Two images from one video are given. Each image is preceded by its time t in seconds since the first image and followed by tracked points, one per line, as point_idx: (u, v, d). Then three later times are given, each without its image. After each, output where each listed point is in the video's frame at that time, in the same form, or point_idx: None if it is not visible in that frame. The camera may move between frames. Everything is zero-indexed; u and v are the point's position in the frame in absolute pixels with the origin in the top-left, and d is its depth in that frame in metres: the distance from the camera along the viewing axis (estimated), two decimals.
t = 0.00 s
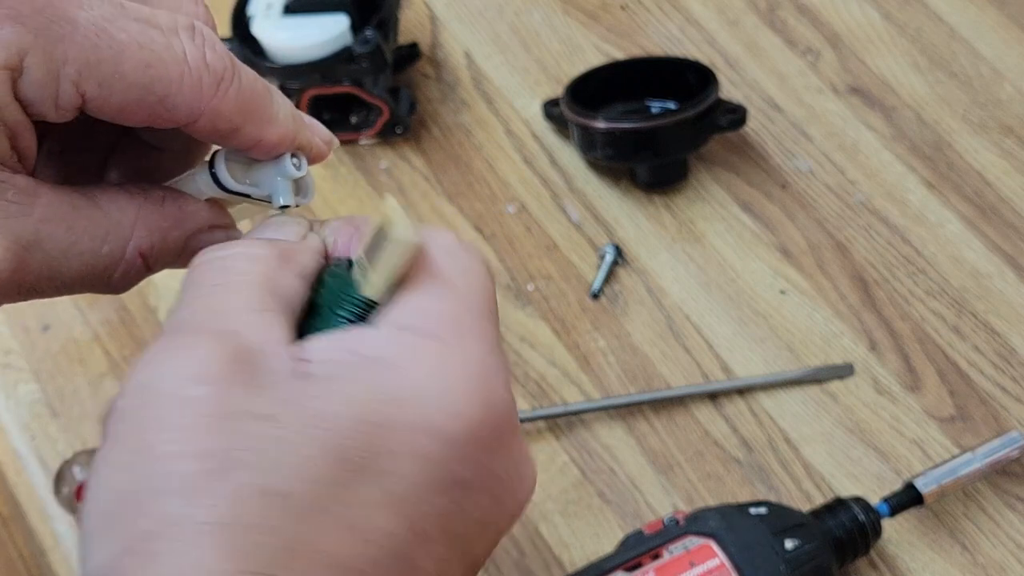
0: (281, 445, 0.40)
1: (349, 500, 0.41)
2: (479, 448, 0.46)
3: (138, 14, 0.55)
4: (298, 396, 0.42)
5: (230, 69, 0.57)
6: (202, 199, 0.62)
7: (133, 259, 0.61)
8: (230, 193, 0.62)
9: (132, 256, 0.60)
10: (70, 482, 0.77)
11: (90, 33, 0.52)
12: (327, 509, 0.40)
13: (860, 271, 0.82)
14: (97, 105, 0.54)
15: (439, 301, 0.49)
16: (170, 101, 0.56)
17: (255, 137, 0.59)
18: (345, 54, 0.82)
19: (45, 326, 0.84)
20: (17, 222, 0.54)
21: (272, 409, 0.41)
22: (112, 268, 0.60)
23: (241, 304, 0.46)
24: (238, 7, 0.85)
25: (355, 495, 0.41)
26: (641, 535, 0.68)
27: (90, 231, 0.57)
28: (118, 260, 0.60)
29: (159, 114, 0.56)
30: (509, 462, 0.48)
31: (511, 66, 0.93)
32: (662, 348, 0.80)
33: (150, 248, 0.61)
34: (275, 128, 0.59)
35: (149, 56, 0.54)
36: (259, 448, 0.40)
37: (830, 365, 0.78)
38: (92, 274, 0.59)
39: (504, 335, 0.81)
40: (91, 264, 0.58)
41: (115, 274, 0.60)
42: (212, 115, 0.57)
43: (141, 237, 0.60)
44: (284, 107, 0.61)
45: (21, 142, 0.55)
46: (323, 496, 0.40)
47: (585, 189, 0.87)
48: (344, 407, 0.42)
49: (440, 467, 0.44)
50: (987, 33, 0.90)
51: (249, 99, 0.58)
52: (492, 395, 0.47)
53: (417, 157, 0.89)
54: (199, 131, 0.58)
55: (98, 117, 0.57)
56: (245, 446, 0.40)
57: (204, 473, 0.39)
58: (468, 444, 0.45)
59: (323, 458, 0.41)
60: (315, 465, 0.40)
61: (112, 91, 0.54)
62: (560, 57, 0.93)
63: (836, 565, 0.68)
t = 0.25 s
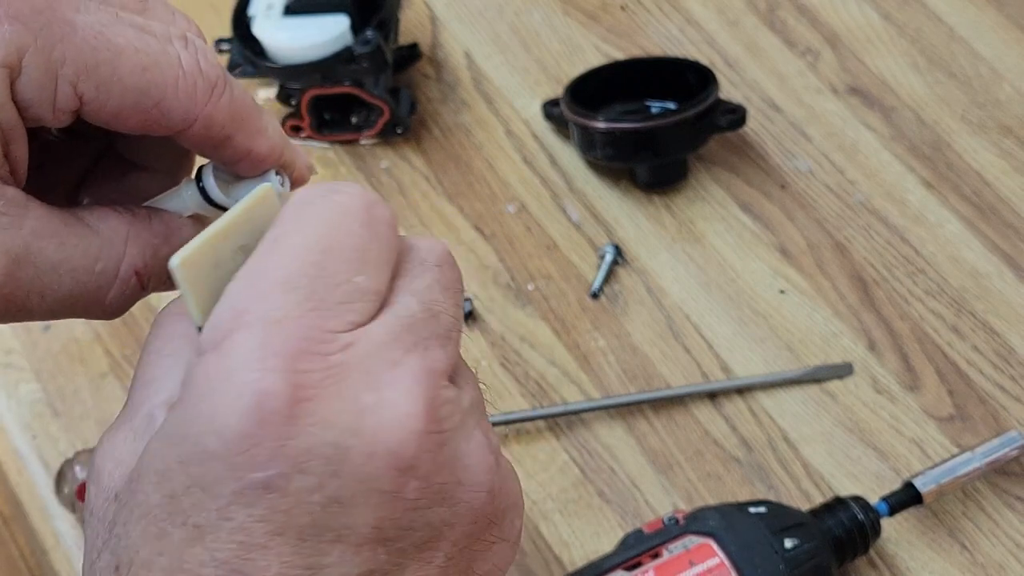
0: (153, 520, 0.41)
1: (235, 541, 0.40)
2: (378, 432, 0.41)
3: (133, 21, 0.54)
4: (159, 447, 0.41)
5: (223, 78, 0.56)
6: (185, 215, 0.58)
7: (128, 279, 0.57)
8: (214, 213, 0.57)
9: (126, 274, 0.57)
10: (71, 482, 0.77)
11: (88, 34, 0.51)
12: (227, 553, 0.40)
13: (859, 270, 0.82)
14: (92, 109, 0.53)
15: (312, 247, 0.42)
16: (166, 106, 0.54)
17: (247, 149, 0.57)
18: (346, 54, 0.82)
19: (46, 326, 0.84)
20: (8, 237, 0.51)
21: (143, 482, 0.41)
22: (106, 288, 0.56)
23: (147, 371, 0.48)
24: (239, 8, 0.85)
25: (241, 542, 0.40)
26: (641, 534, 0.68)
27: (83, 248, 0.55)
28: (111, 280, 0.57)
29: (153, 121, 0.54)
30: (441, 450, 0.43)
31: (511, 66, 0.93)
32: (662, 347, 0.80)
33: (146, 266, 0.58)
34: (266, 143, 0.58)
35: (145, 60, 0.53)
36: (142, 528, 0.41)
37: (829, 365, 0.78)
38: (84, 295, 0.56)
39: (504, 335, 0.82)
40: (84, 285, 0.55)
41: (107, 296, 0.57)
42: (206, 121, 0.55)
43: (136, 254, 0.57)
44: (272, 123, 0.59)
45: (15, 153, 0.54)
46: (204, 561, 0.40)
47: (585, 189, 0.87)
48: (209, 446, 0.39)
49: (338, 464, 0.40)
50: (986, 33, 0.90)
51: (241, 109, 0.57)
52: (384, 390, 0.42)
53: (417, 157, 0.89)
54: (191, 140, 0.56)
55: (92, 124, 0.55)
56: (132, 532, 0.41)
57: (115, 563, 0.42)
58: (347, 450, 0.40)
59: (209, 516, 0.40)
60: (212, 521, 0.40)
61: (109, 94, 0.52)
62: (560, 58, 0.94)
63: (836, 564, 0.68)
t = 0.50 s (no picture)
0: (260, 475, 0.40)
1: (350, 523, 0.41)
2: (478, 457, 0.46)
3: (128, 19, 0.54)
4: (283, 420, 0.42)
5: (219, 76, 0.56)
6: (185, 206, 0.61)
7: (118, 264, 0.59)
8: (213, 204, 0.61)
9: (116, 260, 0.58)
10: (72, 482, 0.77)
11: (79, 37, 0.51)
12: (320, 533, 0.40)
13: (859, 271, 0.82)
14: (85, 112, 0.53)
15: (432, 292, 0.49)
16: (160, 107, 0.54)
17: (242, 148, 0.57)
18: (345, 54, 0.82)
19: (46, 326, 0.84)
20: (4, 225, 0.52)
21: (252, 448, 0.41)
22: (98, 272, 0.58)
23: (215, 331, 0.46)
24: (239, 8, 0.85)
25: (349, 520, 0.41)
26: (641, 534, 0.68)
27: (74, 234, 0.56)
28: (103, 265, 0.58)
29: (147, 122, 0.54)
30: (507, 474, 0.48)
31: (511, 66, 0.93)
32: (662, 347, 0.80)
33: (136, 252, 0.59)
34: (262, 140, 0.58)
35: (138, 62, 0.52)
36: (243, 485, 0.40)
37: (829, 364, 0.78)
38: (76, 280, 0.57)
39: (504, 335, 0.82)
40: (76, 270, 0.57)
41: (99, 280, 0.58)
42: (201, 122, 0.55)
43: (126, 240, 0.58)
44: (269, 119, 0.59)
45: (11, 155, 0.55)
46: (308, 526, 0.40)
47: (585, 189, 0.87)
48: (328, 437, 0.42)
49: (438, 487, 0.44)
50: (986, 33, 0.90)
51: (237, 108, 0.56)
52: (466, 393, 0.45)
53: (417, 157, 0.89)
54: (187, 139, 0.57)
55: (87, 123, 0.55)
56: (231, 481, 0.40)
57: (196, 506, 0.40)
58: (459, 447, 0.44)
59: (307, 482, 0.41)
60: (301, 491, 0.41)
61: (101, 96, 0.52)
62: (560, 58, 0.94)
63: (835, 564, 0.68)
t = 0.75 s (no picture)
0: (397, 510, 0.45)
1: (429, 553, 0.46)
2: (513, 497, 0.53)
3: (134, 35, 0.53)
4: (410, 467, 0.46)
5: (224, 94, 0.56)
6: (189, 214, 0.61)
7: (118, 267, 0.61)
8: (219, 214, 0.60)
9: (115, 264, 0.60)
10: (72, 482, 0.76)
11: (83, 56, 0.51)
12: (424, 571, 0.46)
13: (859, 271, 0.82)
14: (87, 129, 0.53)
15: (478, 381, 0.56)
16: (162, 125, 0.54)
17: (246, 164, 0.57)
18: (346, 54, 0.82)
19: (46, 325, 0.84)
20: (7, 234, 0.55)
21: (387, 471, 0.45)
22: (97, 275, 0.60)
23: (315, 355, 0.46)
24: (239, 8, 0.86)
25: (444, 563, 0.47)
26: (641, 534, 0.68)
27: (73, 241, 0.58)
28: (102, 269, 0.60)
29: (149, 139, 0.55)
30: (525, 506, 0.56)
31: (511, 66, 0.93)
32: (662, 347, 0.80)
33: (134, 258, 0.61)
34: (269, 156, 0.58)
35: (141, 81, 0.52)
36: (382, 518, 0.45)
37: (829, 364, 0.78)
38: (76, 282, 0.60)
39: (504, 335, 0.81)
40: (76, 273, 0.59)
41: (99, 281, 0.61)
42: (203, 140, 0.55)
43: (124, 248, 0.60)
44: (276, 133, 0.59)
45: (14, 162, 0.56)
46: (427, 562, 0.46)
47: (585, 189, 0.87)
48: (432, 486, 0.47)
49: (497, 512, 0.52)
50: (986, 33, 0.90)
51: (241, 126, 0.56)
52: (511, 477, 0.53)
53: (418, 157, 0.89)
54: (190, 154, 0.57)
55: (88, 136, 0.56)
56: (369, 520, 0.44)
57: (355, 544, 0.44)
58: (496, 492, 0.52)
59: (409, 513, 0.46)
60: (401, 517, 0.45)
61: (103, 115, 0.52)
62: (560, 58, 0.94)
63: (835, 564, 0.68)
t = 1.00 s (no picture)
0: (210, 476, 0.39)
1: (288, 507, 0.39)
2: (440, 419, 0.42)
3: (148, 56, 0.53)
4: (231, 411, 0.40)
5: (230, 113, 0.57)
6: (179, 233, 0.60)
7: (119, 290, 0.57)
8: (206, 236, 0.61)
9: (118, 285, 0.57)
10: (71, 483, 0.75)
11: (107, 73, 0.51)
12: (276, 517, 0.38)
13: (859, 271, 0.82)
14: (106, 144, 0.52)
15: (377, 268, 0.45)
16: (176, 142, 0.54)
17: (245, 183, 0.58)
18: (346, 54, 0.82)
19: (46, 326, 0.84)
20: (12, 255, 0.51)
21: (199, 450, 0.39)
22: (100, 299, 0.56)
23: (186, 352, 0.44)
24: (239, 8, 0.86)
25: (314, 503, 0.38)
26: (641, 534, 0.68)
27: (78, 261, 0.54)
28: (103, 292, 0.56)
29: (163, 155, 0.54)
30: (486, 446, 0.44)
31: (511, 66, 0.93)
32: (662, 347, 0.80)
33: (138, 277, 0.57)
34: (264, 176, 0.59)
35: (160, 98, 0.52)
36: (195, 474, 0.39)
37: (829, 364, 0.78)
38: (79, 310, 0.55)
39: (504, 335, 0.81)
40: (79, 298, 0.55)
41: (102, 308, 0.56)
42: (212, 157, 0.56)
43: (127, 265, 0.57)
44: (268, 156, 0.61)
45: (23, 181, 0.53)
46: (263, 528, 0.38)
47: (586, 189, 0.87)
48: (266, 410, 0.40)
49: (388, 458, 0.40)
50: (986, 33, 0.90)
51: (245, 143, 0.57)
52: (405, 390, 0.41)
53: (417, 157, 0.89)
54: (195, 171, 0.57)
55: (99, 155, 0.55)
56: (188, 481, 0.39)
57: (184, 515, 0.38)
58: (440, 438, 0.42)
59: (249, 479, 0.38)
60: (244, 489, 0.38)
61: (125, 131, 0.52)
62: (560, 58, 0.94)
63: (835, 564, 0.68)
